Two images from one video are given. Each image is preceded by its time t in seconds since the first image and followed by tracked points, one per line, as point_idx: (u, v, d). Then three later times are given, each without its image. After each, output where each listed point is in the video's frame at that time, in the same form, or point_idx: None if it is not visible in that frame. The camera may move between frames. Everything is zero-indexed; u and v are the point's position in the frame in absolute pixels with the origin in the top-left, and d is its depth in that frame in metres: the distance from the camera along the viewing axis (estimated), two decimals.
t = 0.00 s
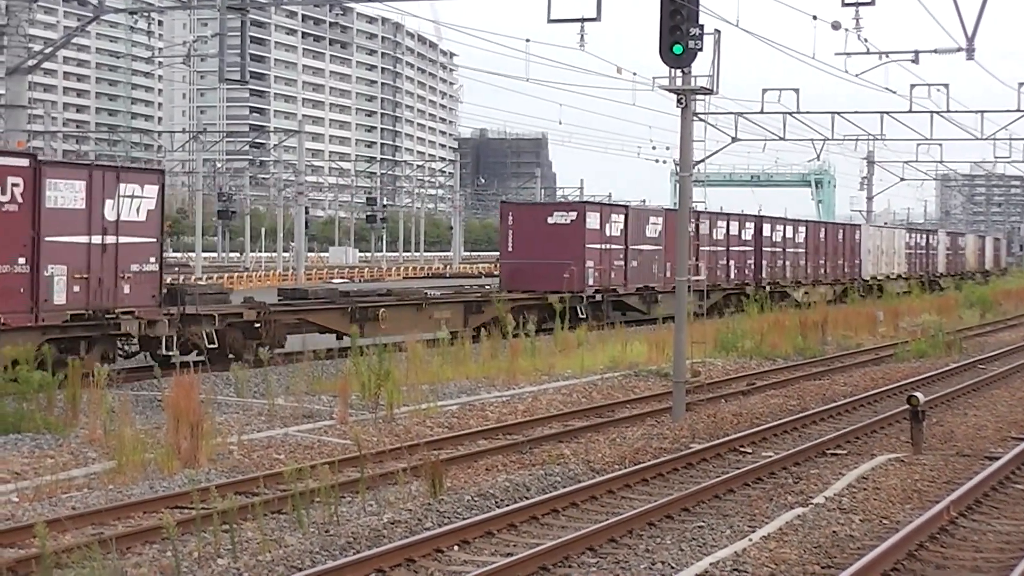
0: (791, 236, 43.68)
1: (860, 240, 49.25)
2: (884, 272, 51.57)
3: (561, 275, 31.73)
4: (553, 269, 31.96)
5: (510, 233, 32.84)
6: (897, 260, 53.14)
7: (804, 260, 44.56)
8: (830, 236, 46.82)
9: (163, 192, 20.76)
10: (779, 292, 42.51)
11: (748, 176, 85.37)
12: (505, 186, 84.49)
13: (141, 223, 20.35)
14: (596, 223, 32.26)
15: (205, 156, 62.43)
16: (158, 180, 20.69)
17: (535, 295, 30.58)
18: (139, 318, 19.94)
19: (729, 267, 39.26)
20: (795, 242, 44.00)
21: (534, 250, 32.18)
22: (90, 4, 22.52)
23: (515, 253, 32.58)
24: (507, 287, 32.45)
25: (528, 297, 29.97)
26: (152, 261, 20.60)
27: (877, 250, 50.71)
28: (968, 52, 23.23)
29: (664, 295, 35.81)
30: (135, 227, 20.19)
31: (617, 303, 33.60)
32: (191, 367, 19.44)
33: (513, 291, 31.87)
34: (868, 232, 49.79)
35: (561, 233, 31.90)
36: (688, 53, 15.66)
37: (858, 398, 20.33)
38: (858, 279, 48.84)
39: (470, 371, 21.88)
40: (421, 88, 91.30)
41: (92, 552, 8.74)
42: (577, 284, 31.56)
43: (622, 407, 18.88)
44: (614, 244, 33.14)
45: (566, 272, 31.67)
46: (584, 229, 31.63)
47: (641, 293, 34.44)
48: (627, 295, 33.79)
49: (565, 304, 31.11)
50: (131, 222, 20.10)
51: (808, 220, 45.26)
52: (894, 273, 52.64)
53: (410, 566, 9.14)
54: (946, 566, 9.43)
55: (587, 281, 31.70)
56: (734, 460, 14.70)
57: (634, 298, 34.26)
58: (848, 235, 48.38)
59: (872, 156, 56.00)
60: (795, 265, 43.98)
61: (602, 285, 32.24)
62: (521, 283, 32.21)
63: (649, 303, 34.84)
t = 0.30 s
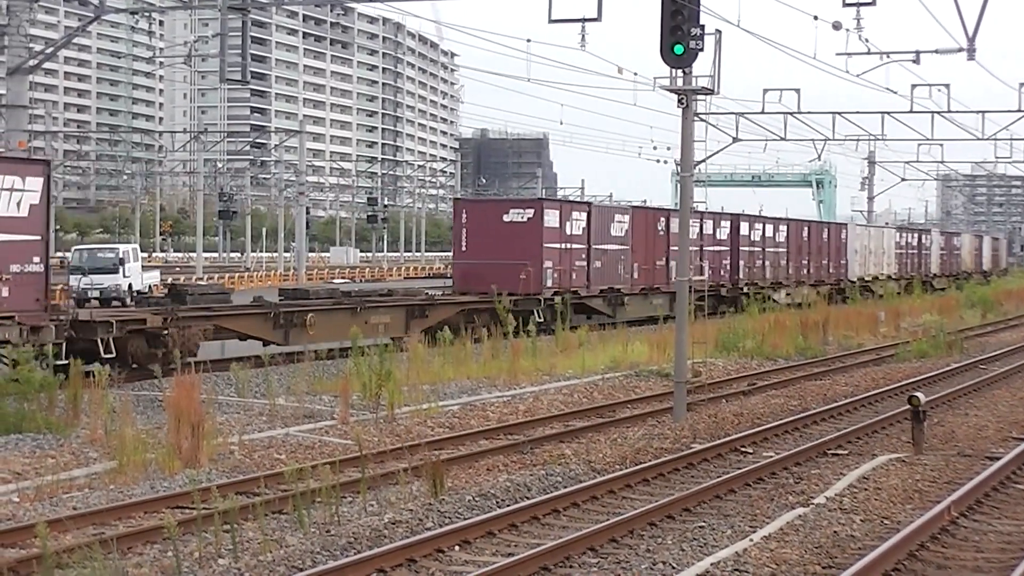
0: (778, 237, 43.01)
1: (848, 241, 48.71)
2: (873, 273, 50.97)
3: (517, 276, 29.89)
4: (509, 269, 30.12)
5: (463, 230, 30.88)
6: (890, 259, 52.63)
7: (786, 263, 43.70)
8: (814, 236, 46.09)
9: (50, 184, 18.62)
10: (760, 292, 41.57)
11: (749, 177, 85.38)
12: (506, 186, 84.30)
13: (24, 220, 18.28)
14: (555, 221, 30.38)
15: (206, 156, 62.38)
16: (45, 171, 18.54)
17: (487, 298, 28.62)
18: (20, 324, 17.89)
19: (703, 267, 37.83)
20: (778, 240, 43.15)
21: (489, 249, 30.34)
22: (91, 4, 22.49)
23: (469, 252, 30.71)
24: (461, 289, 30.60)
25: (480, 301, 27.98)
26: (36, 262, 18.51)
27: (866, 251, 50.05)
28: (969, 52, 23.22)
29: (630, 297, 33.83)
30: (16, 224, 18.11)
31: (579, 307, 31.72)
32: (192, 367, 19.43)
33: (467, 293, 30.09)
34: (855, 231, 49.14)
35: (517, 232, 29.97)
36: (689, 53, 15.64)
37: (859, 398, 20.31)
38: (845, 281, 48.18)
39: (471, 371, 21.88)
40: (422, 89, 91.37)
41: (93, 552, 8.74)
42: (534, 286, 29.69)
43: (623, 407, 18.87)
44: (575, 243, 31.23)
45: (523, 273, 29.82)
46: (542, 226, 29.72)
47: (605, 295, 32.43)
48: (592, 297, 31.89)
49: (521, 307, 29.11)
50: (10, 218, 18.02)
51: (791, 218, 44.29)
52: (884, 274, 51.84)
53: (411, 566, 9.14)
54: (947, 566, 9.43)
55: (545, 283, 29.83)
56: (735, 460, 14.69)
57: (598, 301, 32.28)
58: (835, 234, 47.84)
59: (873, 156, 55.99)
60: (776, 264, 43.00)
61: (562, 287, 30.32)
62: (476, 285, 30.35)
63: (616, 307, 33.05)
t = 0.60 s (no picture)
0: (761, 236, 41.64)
1: (832, 240, 47.53)
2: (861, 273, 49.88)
3: (466, 277, 28.06)
4: (458, 270, 28.30)
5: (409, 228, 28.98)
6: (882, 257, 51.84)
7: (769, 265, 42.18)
8: (796, 235, 44.77)
9: None
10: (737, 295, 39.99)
11: (750, 177, 85.45)
12: (507, 186, 83.65)
13: None
14: (507, 218, 28.55)
15: (207, 156, 62.39)
16: None
17: (432, 300, 26.70)
18: None
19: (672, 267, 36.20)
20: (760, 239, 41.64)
21: (436, 248, 28.47)
22: (92, 4, 22.46)
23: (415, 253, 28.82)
24: (407, 292, 28.74)
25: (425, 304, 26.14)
26: None
27: (852, 250, 48.99)
28: (969, 52, 23.23)
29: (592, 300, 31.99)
30: None
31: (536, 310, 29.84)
32: (192, 367, 19.43)
33: (413, 296, 28.29)
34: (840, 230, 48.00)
35: (466, 230, 28.10)
36: (689, 53, 15.63)
37: (859, 398, 20.31)
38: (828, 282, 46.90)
39: (472, 371, 21.88)
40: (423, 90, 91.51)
41: (93, 552, 8.75)
42: (484, 287, 27.87)
43: (624, 407, 18.87)
44: (530, 243, 29.44)
45: (472, 274, 27.98)
46: (492, 224, 27.85)
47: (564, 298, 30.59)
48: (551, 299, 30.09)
49: (471, 310, 27.27)
50: None
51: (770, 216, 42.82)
52: (871, 275, 50.62)
53: (412, 566, 9.13)
54: (948, 566, 9.43)
55: (497, 284, 28.02)
56: (735, 460, 14.68)
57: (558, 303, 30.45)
58: (818, 234, 46.58)
59: (874, 156, 56.02)
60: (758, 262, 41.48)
61: (515, 288, 28.53)
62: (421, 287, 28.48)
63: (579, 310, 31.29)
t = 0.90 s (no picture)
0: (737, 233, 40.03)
1: (814, 239, 46.12)
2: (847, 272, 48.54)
3: (408, 278, 26.30)
4: (399, 271, 26.53)
5: (351, 226, 27.29)
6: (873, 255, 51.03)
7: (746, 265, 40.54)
8: (775, 233, 43.19)
9: None
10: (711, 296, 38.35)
11: (750, 177, 85.52)
12: (507, 186, 83.24)
13: None
14: (454, 215, 26.71)
15: (207, 156, 62.38)
16: None
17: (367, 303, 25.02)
18: None
19: (640, 267, 34.71)
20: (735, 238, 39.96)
21: (378, 248, 26.74)
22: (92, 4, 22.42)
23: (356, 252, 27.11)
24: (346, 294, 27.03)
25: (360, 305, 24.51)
26: None
27: (837, 249, 47.66)
28: (970, 52, 23.24)
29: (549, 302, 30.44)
30: None
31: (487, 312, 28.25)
32: (193, 366, 19.43)
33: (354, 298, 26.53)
34: (822, 228, 46.65)
35: (409, 227, 26.32)
36: (690, 53, 15.63)
37: (859, 398, 20.30)
38: (808, 282, 45.44)
39: (471, 371, 21.86)
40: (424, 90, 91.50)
41: (94, 552, 8.75)
42: (427, 290, 26.10)
43: (624, 407, 18.86)
44: (480, 241, 27.66)
45: (415, 275, 26.20)
46: (436, 221, 26.05)
47: (518, 300, 29.03)
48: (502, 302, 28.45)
49: (412, 313, 25.50)
50: None
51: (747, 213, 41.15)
52: (857, 275, 49.40)
53: (412, 566, 9.13)
54: (949, 566, 9.43)
55: (442, 286, 26.20)
56: (735, 460, 14.67)
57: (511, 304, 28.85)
58: (799, 231, 45.12)
59: (874, 155, 56.02)
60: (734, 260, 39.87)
61: (461, 290, 26.75)
62: (361, 289, 26.76)
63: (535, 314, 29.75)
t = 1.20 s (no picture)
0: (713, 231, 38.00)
1: (794, 237, 44.42)
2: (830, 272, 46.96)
3: (343, 279, 24.72)
4: (333, 271, 24.93)
5: (282, 223, 25.64)
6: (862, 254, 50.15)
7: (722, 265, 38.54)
8: (753, 231, 41.26)
9: None
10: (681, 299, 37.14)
11: (752, 176, 85.49)
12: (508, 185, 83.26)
13: None
14: (395, 212, 25.15)
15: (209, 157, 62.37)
16: None
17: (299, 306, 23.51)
18: None
19: (605, 267, 33.30)
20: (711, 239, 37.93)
21: (313, 247, 25.13)
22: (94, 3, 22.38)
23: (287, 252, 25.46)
24: (276, 295, 25.37)
25: (287, 310, 22.97)
26: None
27: (820, 248, 46.12)
28: (971, 52, 23.24)
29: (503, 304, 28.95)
30: None
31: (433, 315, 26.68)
32: (194, 365, 19.46)
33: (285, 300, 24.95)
34: (805, 226, 45.06)
35: (344, 224, 24.76)
36: (691, 52, 15.62)
37: (861, 397, 20.29)
38: (787, 283, 43.67)
39: (472, 371, 21.84)
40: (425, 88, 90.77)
41: (94, 552, 8.75)
42: (362, 291, 24.52)
43: (625, 407, 18.85)
44: (424, 240, 26.00)
45: (351, 275, 24.64)
46: (374, 218, 24.51)
47: (469, 301, 27.57)
48: (449, 305, 26.97)
49: (345, 317, 23.96)
50: None
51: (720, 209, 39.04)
52: (842, 276, 48.05)
53: (413, 565, 9.13)
54: (950, 565, 9.42)
55: (380, 288, 24.63)
56: (737, 459, 14.66)
57: (461, 307, 27.40)
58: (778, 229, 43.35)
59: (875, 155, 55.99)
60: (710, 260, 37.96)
61: (402, 292, 25.12)
62: (292, 290, 25.11)
63: (488, 317, 28.29)
